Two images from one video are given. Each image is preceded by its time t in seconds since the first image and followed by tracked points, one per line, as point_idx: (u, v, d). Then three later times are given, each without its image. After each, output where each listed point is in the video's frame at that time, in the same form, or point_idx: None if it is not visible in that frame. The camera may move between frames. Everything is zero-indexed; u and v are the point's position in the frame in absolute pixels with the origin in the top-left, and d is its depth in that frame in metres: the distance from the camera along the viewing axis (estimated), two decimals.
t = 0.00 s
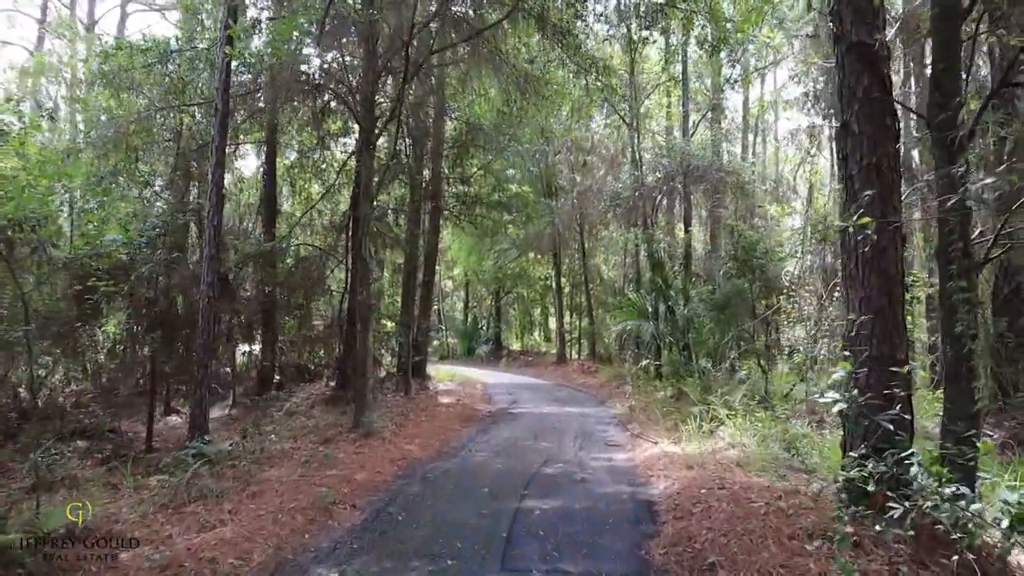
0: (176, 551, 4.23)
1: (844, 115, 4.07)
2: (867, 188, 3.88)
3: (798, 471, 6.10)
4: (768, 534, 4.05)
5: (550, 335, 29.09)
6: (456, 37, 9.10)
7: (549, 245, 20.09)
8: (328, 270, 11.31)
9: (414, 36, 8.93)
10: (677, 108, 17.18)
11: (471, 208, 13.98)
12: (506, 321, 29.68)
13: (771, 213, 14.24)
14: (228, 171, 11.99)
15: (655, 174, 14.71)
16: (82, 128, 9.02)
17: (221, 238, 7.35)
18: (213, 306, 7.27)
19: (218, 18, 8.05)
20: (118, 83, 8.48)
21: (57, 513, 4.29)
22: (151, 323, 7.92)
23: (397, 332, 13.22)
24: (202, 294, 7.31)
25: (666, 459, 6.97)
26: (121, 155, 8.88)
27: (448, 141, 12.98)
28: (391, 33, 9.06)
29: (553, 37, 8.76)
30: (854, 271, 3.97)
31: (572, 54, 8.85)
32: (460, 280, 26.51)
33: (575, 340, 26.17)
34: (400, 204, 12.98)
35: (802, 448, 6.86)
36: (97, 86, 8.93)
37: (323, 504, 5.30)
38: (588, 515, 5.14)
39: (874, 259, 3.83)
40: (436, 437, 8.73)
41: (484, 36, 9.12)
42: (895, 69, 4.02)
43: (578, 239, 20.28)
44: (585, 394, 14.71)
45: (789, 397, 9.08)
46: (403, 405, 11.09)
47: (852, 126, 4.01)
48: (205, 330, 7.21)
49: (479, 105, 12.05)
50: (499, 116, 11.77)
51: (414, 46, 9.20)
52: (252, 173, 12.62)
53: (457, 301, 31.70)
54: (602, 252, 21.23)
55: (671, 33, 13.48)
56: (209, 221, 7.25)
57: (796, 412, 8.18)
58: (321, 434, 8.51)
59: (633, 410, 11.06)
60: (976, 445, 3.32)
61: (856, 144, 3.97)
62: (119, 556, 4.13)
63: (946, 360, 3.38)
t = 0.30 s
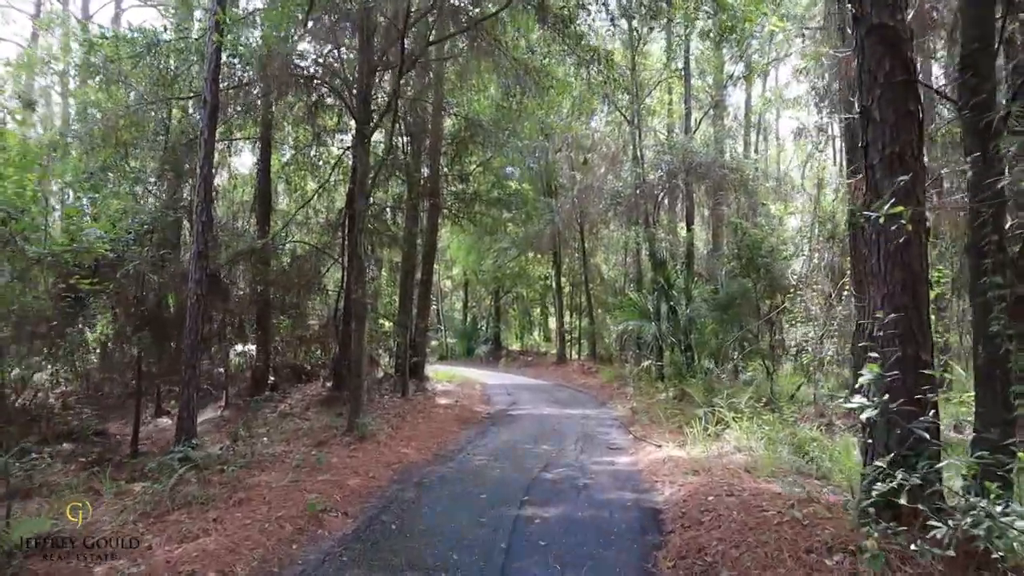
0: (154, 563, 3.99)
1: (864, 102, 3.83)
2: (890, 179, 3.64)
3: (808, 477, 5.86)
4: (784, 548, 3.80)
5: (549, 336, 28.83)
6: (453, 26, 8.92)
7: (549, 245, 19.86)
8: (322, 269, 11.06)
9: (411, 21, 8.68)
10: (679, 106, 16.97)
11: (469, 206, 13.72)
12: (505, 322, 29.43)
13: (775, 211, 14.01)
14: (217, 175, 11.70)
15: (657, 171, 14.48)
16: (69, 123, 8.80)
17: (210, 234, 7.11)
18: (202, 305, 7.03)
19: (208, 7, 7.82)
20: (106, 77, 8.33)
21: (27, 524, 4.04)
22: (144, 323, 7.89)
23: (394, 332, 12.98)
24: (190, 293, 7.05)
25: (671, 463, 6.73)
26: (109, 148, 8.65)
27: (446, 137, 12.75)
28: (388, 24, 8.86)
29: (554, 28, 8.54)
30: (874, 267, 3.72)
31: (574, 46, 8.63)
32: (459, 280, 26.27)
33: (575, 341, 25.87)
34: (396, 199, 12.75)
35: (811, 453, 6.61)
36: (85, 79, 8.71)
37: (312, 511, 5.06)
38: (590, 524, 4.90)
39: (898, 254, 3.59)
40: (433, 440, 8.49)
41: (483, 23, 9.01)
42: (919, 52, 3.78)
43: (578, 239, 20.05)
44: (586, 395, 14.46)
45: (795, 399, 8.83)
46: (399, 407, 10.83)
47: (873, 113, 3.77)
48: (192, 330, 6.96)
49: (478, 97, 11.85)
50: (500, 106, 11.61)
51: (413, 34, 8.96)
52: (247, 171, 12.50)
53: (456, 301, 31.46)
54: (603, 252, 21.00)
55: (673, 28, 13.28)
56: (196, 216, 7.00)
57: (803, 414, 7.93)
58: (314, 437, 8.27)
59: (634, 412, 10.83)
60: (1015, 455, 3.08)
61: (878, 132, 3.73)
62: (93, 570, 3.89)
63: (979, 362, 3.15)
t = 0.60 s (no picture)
0: None
1: (889, 88, 3.58)
2: (917, 170, 3.40)
3: (821, 483, 5.63)
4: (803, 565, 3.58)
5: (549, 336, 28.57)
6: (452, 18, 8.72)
7: (548, 243, 19.63)
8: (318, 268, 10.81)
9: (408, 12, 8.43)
10: (681, 103, 16.77)
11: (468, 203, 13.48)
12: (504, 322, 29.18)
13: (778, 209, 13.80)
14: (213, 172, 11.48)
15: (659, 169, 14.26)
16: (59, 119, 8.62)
17: (199, 231, 6.86)
18: (191, 305, 6.78)
19: None
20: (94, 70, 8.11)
21: None
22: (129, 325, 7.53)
23: (392, 332, 12.75)
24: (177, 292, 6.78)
25: (677, 469, 6.48)
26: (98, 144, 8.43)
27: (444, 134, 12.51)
28: (385, 16, 8.66)
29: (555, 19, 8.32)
30: (899, 264, 3.47)
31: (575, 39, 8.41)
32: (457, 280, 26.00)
33: (575, 342, 25.66)
34: (393, 197, 12.52)
35: (822, 459, 6.39)
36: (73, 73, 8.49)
37: (302, 521, 4.82)
38: (594, 535, 4.66)
39: (927, 249, 3.34)
40: (431, 443, 8.26)
41: (482, 13, 8.83)
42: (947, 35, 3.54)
43: (578, 238, 19.84)
44: (586, 396, 14.23)
45: (802, 401, 8.60)
46: (396, 409, 10.58)
47: (899, 99, 3.52)
48: (179, 330, 6.69)
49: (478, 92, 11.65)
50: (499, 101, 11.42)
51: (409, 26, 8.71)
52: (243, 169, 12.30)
53: (455, 301, 31.21)
54: (603, 251, 20.77)
55: (675, 22, 13.10)
56: (184, 213, 6.74)
57: (812, 417, 7.71)
58: (308, 441, 8.03)
59: (637, 414, 10.60)
60: None
61: (904, 119, 3.49)
62: None
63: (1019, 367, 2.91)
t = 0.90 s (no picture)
0: None
1: (914, 69, 3.33)
2: (946, 154, 3.16)
3: (833, 489, 5.40)
4: None
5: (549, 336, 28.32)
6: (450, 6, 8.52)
7: (548, 242, 19.42)
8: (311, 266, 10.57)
9: None
10: (682, 99, 16.58)
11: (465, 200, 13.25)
12: (503, 322, 28.92)
13: (781, 206, 13.58)
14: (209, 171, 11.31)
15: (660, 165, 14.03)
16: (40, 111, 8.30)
17: (185, 227, 6.60)
18: (178, 304, 6.53)
19: None
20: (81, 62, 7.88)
21: None
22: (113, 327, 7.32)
23: (388, 332, 12.51)
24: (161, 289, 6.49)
25: (681, 473, 6.25)
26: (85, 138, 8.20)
27: (442, 130, 12.31)
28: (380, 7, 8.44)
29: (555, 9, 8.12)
30: (925, 257, 3.23)
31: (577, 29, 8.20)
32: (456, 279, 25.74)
33: (574, 342, 25.46)
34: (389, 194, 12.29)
35: (832, 463, 6.16)
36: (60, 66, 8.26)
37: (289, 531, 4.59)
38: (598, 545, 4.43)
39: (957, 240, 3.11)
40: (426, 446, 8.01)
41: (480, 2, 8.62)
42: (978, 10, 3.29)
43: (577, 237, 19.64)
44: (586, 397, 14.02)
45: (809, 403, 8.39)
46: (392, 411, 10.34)
47: (927, 81, 3.28)
48: (164, 329, 6.39)
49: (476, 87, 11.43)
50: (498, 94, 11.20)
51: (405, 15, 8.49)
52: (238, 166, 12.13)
53: (453, 301, 30.95)
54: (603, 250, 20.54)
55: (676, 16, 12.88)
56: (170, 207, 6.48)
57: (820, 420, 7.49)
58: (300, 445, 7.80)
59: (639, 416, 10.38)
60: None
61: (931, 102, 3.25)
62: None
63: None
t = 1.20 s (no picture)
0: None
1: (943, 49, 3.08)
2: (980, 142, 2.91)
3: (845, 498, 5.17)
4: None
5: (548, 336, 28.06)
6: None
7: (547, 241, 19.19)
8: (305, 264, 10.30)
9: None
10: (683, 96, 16.36)
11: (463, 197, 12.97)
12: (501, 322, 28.66)
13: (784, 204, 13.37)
14: (202, 169, 11.10)
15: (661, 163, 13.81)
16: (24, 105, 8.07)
17: (169, 223, 6.34)
18: (162, 304, 6.27)
19: None
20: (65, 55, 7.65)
21: None
22: (98, 329, 7.08)
23: (384, 332, 12.26)
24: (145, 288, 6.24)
25: (686, 479, 6.01)
26: (69, 133, 7.98)
27: (439, 126, 12.06)
28: None
29: None
30: (955, 254, 3.00)
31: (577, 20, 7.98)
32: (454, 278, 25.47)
33: (574, 342, 25.25)
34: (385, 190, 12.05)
35: (842, 469, 5.93)
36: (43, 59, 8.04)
37: (274, 542, 4.35)
38: (601, 558, 4.18)
39: (992, 234, 2.87)
40: (422, 451, 7.77)
41: None
42: None
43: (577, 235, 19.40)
44: (586, 398, 13.81)
45: (815, 405, 8.16)
46: (387, 414, 10.09)
47: (958, 62, 3.03)
48: (146, 329, 6.13)
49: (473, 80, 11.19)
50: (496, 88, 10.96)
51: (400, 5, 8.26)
52: (232, 163, 11.92)
53: (451, 301, 30.69)
54: (603, 248, 20.31)
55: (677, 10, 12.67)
56: (154, 202, 6.22)
57: (827, 423, 7.27)
58: (291, 449, 7.56)
59: (640, 418, 10.14)
60: None
61: (962, 85, 3.00)
62: None
63: None
